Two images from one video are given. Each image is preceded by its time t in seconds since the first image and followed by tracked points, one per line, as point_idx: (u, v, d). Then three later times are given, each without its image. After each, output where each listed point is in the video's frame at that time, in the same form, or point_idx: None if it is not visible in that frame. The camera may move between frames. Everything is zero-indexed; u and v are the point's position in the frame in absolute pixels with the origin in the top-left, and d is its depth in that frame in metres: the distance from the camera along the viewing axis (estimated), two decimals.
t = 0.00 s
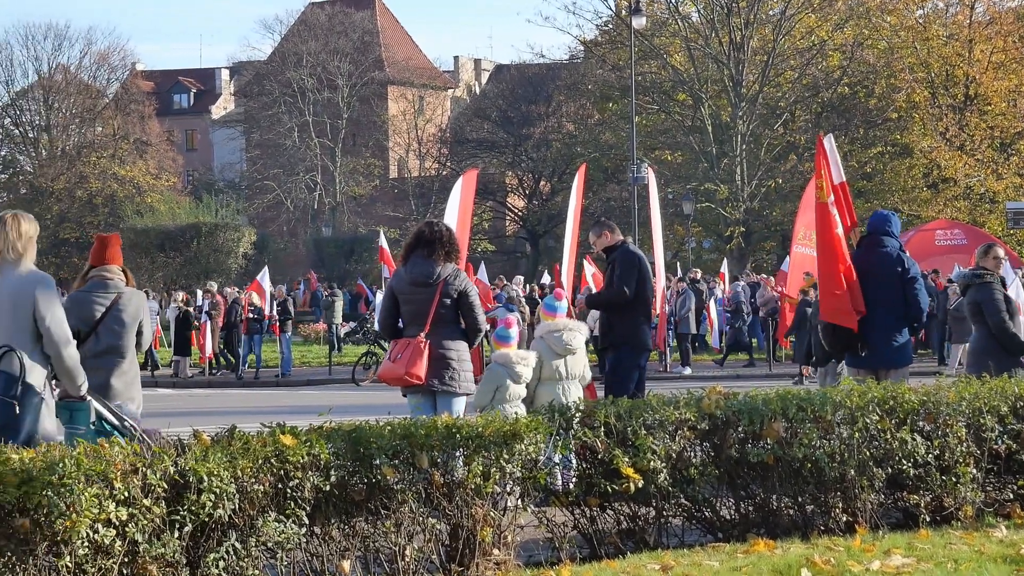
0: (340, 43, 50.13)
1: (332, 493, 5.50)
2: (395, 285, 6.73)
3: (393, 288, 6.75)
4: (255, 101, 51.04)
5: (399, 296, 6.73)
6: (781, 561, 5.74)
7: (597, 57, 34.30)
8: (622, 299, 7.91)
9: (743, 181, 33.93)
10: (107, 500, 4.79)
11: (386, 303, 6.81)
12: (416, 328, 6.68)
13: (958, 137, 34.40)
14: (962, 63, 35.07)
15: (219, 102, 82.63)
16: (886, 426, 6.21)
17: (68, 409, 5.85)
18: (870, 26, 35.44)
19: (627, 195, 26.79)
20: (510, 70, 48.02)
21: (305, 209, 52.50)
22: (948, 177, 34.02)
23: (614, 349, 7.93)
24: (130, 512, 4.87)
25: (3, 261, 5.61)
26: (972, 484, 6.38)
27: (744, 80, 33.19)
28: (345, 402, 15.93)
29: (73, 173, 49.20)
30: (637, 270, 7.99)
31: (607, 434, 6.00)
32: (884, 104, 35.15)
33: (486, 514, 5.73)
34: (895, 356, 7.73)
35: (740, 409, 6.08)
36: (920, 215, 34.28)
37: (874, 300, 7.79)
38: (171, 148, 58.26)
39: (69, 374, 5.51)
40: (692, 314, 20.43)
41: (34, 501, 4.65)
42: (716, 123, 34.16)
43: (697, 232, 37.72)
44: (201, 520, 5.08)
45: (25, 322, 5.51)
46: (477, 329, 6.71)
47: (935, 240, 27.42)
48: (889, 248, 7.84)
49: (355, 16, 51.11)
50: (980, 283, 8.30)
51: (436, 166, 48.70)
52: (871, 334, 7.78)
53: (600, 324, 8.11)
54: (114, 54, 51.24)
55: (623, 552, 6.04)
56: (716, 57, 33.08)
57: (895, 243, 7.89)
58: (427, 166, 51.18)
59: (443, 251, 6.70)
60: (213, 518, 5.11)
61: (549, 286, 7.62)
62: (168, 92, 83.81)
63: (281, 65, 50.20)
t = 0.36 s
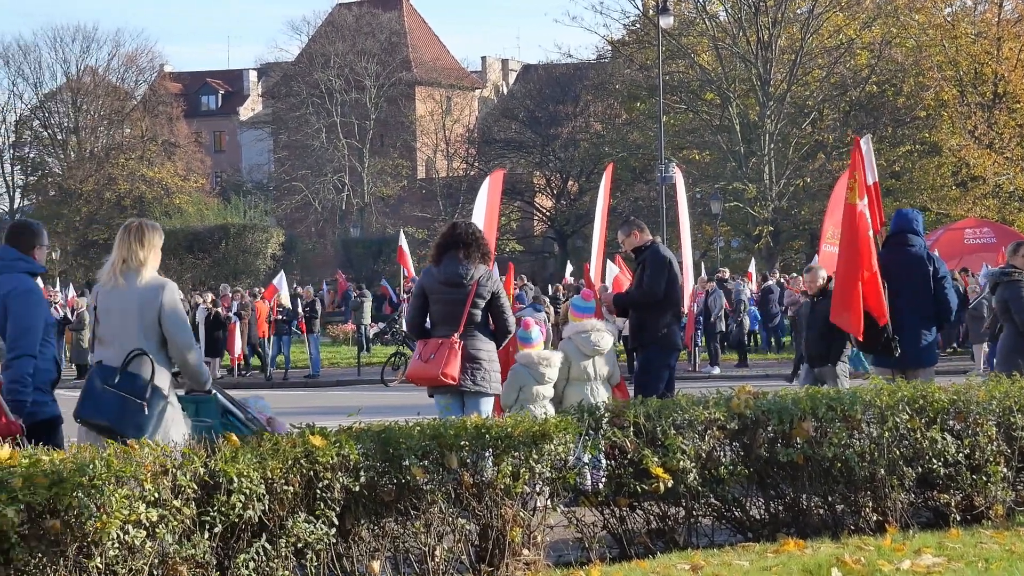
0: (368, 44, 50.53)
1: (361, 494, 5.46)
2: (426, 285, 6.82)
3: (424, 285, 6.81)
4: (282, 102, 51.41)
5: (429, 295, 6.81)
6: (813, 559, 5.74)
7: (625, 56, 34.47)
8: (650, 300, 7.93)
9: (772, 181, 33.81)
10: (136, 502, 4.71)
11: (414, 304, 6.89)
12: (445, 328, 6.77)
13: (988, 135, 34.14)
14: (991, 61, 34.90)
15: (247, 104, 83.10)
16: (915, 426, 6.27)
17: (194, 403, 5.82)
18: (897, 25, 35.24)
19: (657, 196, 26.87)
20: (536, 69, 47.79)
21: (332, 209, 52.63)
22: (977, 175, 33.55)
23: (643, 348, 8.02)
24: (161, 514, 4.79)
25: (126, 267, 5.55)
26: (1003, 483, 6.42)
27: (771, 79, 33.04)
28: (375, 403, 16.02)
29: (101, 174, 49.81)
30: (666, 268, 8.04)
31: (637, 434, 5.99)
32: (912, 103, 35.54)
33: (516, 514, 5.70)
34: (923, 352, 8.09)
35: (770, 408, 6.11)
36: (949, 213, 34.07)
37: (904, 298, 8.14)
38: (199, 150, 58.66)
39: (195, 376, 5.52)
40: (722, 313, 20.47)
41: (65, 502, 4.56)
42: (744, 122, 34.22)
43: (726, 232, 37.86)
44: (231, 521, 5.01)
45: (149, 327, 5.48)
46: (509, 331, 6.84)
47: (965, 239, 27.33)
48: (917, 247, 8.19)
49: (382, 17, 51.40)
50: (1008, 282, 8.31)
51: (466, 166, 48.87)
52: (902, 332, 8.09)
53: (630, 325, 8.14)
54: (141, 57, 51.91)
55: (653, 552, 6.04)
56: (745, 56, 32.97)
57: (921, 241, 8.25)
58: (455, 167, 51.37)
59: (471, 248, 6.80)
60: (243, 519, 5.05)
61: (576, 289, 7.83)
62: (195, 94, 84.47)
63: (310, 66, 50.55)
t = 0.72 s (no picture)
0: (388, 44, 50.62)
1: (381, 496, 5.42)
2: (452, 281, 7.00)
3: (450, 283, 7.00)
4: (303, 101, 51.65)
5: (455, 292, 7.00)
6: (833, 558, 5.75)
7: (646, 56, 34.53)
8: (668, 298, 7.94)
9: (793, 180, 33.86)
10: (158, 502, 4.71)
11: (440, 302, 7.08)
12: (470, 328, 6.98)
13: (1009, 134, 33.22)
14: (1013, 60, 34.35)
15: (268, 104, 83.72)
16: (937, 425, 6.39)
17: (301, 393, 6.20)
18: (917, 23, 34.97)
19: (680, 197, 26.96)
20: (557, 69, 48.01)
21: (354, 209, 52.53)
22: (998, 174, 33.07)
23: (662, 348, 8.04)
24: (182, 513, 4.78)
25: (238, 250, 6.01)
26: None
27: (792, 79, 33.08)
28: (395, 402, 16.17)
29: (122, 175, 50.23)
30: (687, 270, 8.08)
31: (657, 434, 5.99)
32: (933, 102, 35.28)
33: (536, 514, 5.66)
34: (944, 352, 8.08)
35: (790, 409, 6.16)
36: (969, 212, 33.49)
37: (925, 297, 8.18)
38: (221, 150, 59.02)
39: (298, 358, 5.91)
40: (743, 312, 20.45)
41: (86, 502, 4.56)
42: (765, 121, 34.21)
43: (746, 230, 37.97)
44: (252, 521, 4.98)
45: (256, 310, 5.89)
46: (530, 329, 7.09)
47: (986, 238, 27.24)
48: (936, 248, 8.23)
49: (403, 17, 51.54)
50: None
51: (485, 166, 48.95)
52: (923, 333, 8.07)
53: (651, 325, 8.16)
54: (162, 57, 52.41)
55: (674, 551, 6.03)
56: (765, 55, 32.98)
57: (940, 241, 8.27)
58: (476, 166, 51.45)
59: (488, 247, 7.02)
60: (264, 519, 5.01)
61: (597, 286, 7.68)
62: (217, 94, 85.03)
63: (331, 66, 50.69)
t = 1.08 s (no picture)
0: (400, 44, 50.64)
1: (393, 496, 5.39)
2: (467, 282, 7.10)
3: (465, 280, 7.10)
4: (314, 101, 51.79)
5: (470, 294, 7.10)
6: (845, 558, 5.74)
7: (657, 55, 34.52)
8: (677, 300, 7.96)
9: (804, 180, 33.79)
10: (170, 501, 4.72)
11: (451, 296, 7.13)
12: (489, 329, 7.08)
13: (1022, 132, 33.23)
14: None
15: (279, 104, 83.80)
16: (949, 425, 6.39)
17: (398, 390, 6.74)
18: (930, 22, 35.00)
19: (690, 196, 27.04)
20: (568, 69, 47.99)
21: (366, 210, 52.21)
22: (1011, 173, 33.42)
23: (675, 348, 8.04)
24: (193, 513, 4.77)
25: (337, 256, 6.38)
26: None
27: (804, 78, 33.09)
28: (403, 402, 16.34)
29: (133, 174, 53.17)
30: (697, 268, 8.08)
31: (669, 434, 5.99)
32: (946, 101, 35.10)
33: (548, 513, 5.65)
34: (954, 351, 8.09)
35: (803, 408, 6.17)
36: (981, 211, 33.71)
37: (938, 296, 8.17)
38: (232, 150, 59.29)
39: (394, 359, 6.29)
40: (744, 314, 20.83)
41: (99, 502, 4.57)
42: (776, 120, 34.18)
43: (757, 230, 38.10)
44: (264, 521, 4.98)
45: (355, 315, 6.30)
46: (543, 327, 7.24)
47: (999, 238, 27.15)
48: (947, 248, 8.23)
49: (414, 17, 51.51)
50: None
51: (496, 166, 48.99)
52: (934, 332, 8.08)
53: (657, 324, 8.19)
54: (174, 57, 53.70)
55: (686, 551, 6.02)
56: (777, 55, 32.94)
57: (951, 241, 8.28)
58: (487, 166, 51.51)
59: (504, 247, 7.10)
60: (276, 518, 5.00)
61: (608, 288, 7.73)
62: (228, 94, 85.30)
63: (341, 66, 50.74)
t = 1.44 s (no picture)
0: (408, 45, 50.61)
1: (404, 497, 5.37)
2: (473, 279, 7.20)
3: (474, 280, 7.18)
4: (322, 103, 51.83)
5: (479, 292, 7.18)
6: (854, 560, 5.74)
7: (665, 57, 34.56)
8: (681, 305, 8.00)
9: (812, 181, 33.73)
10: (179, 503, 4.72)
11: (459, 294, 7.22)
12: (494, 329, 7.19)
13: None
14: None
15: (287, 105, 83.87)
16: (958, 426, 6.39)
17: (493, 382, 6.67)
18: (939, 23, 34.93)
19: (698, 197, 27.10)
20: (577, 70, 48.03)
21: (374, 211, 52.45)
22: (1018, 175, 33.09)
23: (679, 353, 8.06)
24: (202, 514, 4.78)
25: (425, 260, 6.30)
26: None
27: (812, 79, 33.08)
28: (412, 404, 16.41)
29: (142, 176, 52.68)
30: (701, 270, 8.06)
31: (678, 436, 5.99)
32: (954, 103, 34.95)
33: (557, 515, 5.63)
34: (966, 353, 8.06)
35: (811, 410, 6.17)
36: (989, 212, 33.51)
37: (947, 297, 8.18)
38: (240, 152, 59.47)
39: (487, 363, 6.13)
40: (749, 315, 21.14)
41: (108, 503, 4.57)
42: (784, 122, 34.16)
43: (765, 232, 38.20)
44: (273, 522, 4.97)
45: (444, 316, 6.15)
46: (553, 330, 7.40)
47: (1007, 240, 25.94)
48: (955, 248, 8.26)
49: (422, 18, 51.58)
50: None
51: (503, 167, 48.98)
52: (945, 335, 8.07)
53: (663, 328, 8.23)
54: (183, 59, 55.48)
55: (694, 553, 6.01)
56: (785, 56, 33.00)
57: (958, 242, 8.31)
58: (494, 167, 51.52)
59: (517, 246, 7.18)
60: (284, 520, 5.00)
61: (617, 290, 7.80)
62: (237, 96, 85.51)
63: (349, 67, 50.76)
